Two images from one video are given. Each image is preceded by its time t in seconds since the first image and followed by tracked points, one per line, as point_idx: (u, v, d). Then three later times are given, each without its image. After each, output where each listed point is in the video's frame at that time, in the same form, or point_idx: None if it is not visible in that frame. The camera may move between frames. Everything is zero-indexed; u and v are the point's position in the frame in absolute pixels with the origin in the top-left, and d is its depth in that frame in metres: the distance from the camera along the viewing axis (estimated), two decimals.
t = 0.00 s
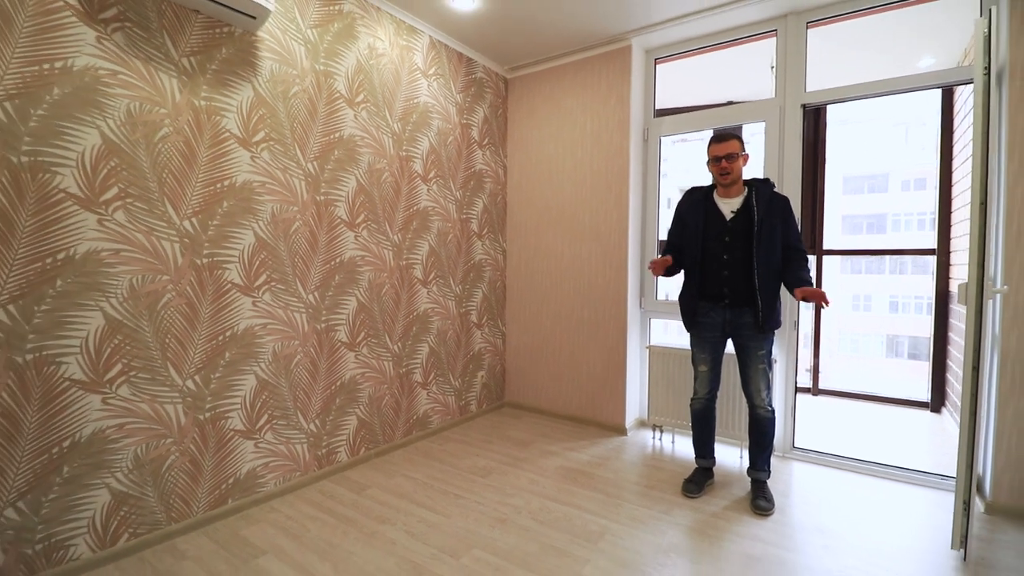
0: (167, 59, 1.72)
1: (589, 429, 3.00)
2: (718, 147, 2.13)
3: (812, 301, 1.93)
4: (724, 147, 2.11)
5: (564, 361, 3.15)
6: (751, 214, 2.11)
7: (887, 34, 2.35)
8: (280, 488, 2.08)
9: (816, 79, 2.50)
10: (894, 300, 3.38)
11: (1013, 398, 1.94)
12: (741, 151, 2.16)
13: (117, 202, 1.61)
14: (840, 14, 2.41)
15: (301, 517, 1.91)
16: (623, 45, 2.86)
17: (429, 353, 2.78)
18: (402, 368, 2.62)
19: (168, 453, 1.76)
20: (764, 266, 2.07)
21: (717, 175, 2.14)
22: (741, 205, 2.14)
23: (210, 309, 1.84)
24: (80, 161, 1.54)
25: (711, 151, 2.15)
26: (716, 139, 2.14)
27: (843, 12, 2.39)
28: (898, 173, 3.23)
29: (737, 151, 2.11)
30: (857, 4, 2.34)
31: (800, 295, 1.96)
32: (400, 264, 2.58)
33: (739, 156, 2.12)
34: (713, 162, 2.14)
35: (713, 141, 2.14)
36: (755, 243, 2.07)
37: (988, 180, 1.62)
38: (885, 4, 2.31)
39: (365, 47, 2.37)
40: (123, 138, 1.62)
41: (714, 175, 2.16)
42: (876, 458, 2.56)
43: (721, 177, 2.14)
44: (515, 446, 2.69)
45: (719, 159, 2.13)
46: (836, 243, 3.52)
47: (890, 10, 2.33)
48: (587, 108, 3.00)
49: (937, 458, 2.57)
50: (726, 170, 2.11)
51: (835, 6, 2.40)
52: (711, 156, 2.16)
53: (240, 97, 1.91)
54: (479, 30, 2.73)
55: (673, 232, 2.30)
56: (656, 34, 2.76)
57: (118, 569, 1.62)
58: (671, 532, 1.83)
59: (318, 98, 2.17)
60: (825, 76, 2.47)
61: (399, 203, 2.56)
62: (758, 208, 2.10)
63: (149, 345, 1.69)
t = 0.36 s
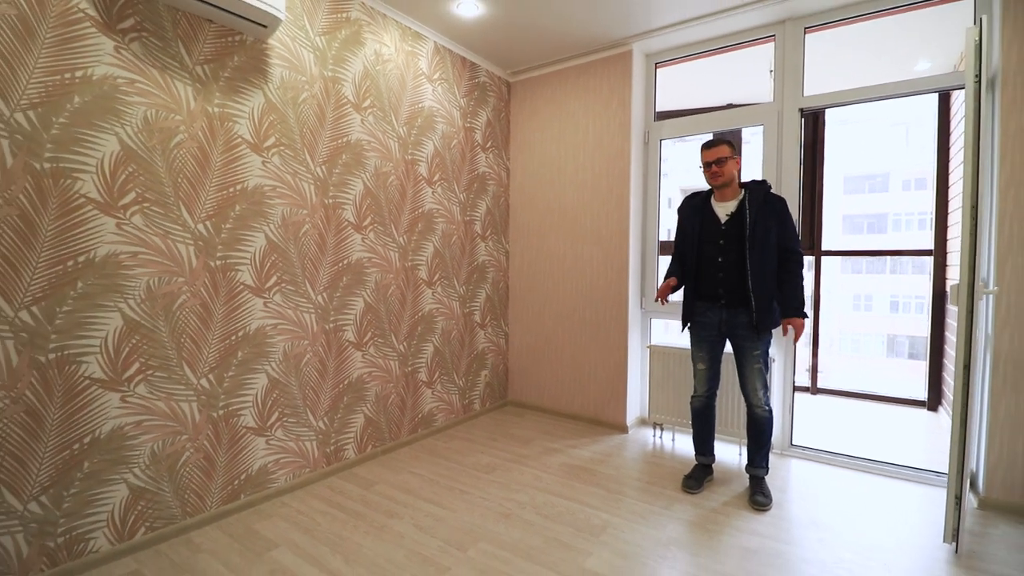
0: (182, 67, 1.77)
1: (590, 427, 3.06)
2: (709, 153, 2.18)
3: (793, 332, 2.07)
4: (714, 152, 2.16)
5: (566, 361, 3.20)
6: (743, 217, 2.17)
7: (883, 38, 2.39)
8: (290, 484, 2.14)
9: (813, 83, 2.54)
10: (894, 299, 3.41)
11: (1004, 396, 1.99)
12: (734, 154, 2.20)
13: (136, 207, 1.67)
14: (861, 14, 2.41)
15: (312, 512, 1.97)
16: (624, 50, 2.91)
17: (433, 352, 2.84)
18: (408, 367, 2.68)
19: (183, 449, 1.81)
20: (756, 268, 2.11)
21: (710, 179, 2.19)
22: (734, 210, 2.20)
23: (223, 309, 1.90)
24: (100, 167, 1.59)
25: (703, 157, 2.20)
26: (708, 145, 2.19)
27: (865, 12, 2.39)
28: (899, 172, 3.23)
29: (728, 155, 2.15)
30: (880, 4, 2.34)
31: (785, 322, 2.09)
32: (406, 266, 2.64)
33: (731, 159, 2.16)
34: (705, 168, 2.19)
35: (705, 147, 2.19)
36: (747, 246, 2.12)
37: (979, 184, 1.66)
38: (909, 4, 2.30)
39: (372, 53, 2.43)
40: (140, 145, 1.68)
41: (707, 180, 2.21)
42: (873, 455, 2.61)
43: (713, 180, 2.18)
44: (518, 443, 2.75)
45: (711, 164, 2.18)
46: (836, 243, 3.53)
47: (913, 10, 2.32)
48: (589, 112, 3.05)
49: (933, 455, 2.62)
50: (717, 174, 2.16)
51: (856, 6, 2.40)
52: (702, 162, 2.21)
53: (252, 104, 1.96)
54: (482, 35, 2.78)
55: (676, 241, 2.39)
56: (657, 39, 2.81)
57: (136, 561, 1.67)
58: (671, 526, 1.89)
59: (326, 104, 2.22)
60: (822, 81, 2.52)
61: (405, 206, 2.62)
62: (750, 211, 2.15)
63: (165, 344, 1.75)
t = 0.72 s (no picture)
0: (194, 73, 1.81)
1: (591, 424, 3.10)
2: (713, 155, 2.22)
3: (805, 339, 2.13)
4: (718, 154, 2.20)
5: (567, 359, 3.25)
6: (743, 218, 2.20)
7: (880, 42, 2.42)
8: (297, 480, 2.19)
9: (811, 86, 2.58)
10: (895, 298, 3.46)
11: (997, 394, 2.02)
12: (737, 157, 2.24)
13: (150, 209, 1.72)
14: (878, 14, 2.40)
15: (320, 506, 2.02)
16: (625, 53, 2.95)
17: (437, 351, 2.89)
18: (412, 365, 2.73)
19: (195, 445, 1.86)
20: (756, 268, 2.15)
21: (713, 181, 2.23)
22: (736, 210, 2.24)
23: (233, 309, 1.95)
24: (115, 171, 1.64)
25: (706, 159, 2.24)
26: (711, 148, 2.23)
27: (881, 12, 2.38)
28: (900, 172, 3.29)
29: (731, 158, 2.19)
30: (892, 5, 2.35)
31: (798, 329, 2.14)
32: (410, 266, 2.69)
33: (733, 162, 2.21)
34: (708, 169, 2.24)
35: (708, 149, 2.23)
36: (748, 247, 2.16)
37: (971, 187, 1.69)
38: (912, 7, 2.32)
39: (377, 57, 2.47)
40: (154, 149, 1.72)
41: (710, 181, 2.25)
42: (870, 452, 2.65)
43: (717, 182, 2.22)
44: (520, 440, 2.80)
45: (714, 166, 2.22)
46: (836, 242, 3.59)
47: (930, 9, 2.32)
48: (589, 114, 3.10)
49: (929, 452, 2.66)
50: (720, 176, 2.20)
51: (873, 6, 2.39)
52: (705, 164, 2.25)
53: (261, 108, 2.01)
54: (485, 39, 2.82)
55: (676, 239, 2.42)
56: (657, 42, 2.86)
57: (150, 553, 1.72)
58: (670, 520, 1.93)
59: (333, 108, 2.27)
60: (820, 84, 2.56)
61: (409, 207, 2.67)
62: (751, 213, 2.19)
63: (177, 343, 1.80)
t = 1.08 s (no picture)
0: (202, 79, 1.85)
1: (592, 423, 3.14)
2: (723, 155, 2.26)
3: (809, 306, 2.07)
4: (728, 155, 2.24)
5: (568, 358, 3.29)
6: (747, 220, 2.23)
7: (877, 45, 2.45)
8: (303, 477, 2.23)
9: (809, 89, 2.61)
10: (897, 297, 3.46)
11: (991, 393, 2.05)
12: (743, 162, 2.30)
13: (160, 212, 1.76)
14: (889, 14, 2.39)
15: (326, 503, 2.06)
16: (625, 57, 2.99)
17: (439, 351, 2.93)
18: (415, 365, 2.77)
19: (204, 443, 1.91)
20: (759, 269, 2.20)
21: (719, 180, 2.27)
22: (739, 211, 2.27)
23: (241, 309, 1.99)
24: (126, 175, 1.68)
25: (715, 158, 2.28)
26: (721, 148, 2.27)
27: (893, 12, 2.37)
28: (902, 171, 3.23)
29: (739, 161, 2.24)
30: (889, 8, 2.37)
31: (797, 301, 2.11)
32: (413, 267, 2.73)
33: (741, 166, 2.26)
34: (715, 169, 2.27)
35: (718, 149, 2.27)
36: (752, 249, 2.19)
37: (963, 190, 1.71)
38: (908, 10, 2.35)
39: (380, 62, 2.51)
40: (163, 154, 1.76)
41: (715, 180, 2.28)
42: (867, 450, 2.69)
43: (723, 183, 2.26)
44: (522, 439, 2.83)
45: (723, 166, 2.25)
46: (838, 241, 3.62)
47: (944, 9, 2.31)
48: (590, 116, 3.13)
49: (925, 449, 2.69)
50: (727, 176, 2.24)
51: (885, 6, 2.38)
52: (714, 162, 2.28)
53: (267, 113, 2.05)
54: (486, 43, 2.86)
55: (673, 233, 2.41)
56: (657, 46, 2.89)
57: (160, 548, 1.76)
58: (669, 516, 1.97)
59: (337, 111, 2.31)
60: (818, 86, 2.59)
61: (411, 209, 2.71)
62: (754, 216, 2.22)
63: (186, 343, 1.84)
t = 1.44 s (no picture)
0: (211, 83, 1.89)
1: (593, 422, 3.17)
2: (728, 158, 2.25)
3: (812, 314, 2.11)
4: (733, 159, 2.24)
5: (569, 358, 3.32)
6: (745, 221, 2.26)
7: (878, 47, 2.47)
8: (308, 474, 2.27)
9: (810, 91, 2.63)
10: (899, 298, 3.47)
11: (988, 392, 2.07)
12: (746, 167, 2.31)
13: (170, 214, 1.80)
14: (904, 14, 2.37)
15: (331, 499, 2.10)
16: (627, 59, 3.01)
17: (443, 350, 2.96)
18: (418, 364, 2.80)
19: (212, 439, 1.94)
20: (757, 269, 2.23)
21: (721, 182, 2.27)
22: (734, 214, 2.29)
23: (248, 308, 2.03)
24: (137, 177, 1.71)
25: (720, 160, 2.27)
26: (726, 151, 2.27)
27: (909, 12, 2.36)
28: (906, 172, 3.20)
29: (744, 166, 2.24)
30: (891, 11, 2.39)
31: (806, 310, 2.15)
32: (417, 267, 2.76)
33: (745, 171, 2.26)
34: (719, 170, 2.27)
35: (723, 152, 2.27)
36: (750, 249, 2.22)
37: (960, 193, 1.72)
38: (910, 13, 2.37)
39: (384, 64, 2.55)
40: (173, 156, 1.80)
41: (717, 182, 2.29)
42: (866, 449, 2.71)
43: (724, 186, 2.26)
44: (524, 437, 2.86)
45: (726, 169, 2.25)
46: (840, 242, 3.66)
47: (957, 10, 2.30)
48: (591, 117, 3.16)
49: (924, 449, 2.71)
50: (730, 180, 2.24)
51: (901, 6, 2.36)
52: (718, 164, 2.28)
53: (274, 115, 2.09)
54: (489, 45, 2.89)
55: (672, 237, 2.44)
56: (658, 48, 2.91)
57: (170, 543, 1.80)
58: (669, 514, 2.00)
59: (342, 114, 2.34)
60: (819, 88, 2.61)
61: (415, 210, 2.74)
62: (751, 217, 2.25)
63: (195, 341, 1.88)
